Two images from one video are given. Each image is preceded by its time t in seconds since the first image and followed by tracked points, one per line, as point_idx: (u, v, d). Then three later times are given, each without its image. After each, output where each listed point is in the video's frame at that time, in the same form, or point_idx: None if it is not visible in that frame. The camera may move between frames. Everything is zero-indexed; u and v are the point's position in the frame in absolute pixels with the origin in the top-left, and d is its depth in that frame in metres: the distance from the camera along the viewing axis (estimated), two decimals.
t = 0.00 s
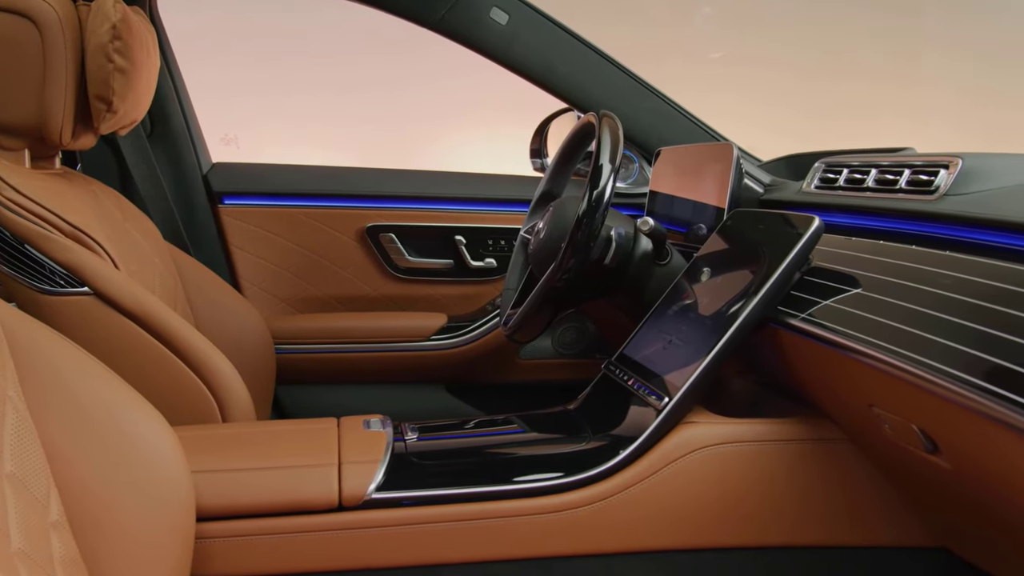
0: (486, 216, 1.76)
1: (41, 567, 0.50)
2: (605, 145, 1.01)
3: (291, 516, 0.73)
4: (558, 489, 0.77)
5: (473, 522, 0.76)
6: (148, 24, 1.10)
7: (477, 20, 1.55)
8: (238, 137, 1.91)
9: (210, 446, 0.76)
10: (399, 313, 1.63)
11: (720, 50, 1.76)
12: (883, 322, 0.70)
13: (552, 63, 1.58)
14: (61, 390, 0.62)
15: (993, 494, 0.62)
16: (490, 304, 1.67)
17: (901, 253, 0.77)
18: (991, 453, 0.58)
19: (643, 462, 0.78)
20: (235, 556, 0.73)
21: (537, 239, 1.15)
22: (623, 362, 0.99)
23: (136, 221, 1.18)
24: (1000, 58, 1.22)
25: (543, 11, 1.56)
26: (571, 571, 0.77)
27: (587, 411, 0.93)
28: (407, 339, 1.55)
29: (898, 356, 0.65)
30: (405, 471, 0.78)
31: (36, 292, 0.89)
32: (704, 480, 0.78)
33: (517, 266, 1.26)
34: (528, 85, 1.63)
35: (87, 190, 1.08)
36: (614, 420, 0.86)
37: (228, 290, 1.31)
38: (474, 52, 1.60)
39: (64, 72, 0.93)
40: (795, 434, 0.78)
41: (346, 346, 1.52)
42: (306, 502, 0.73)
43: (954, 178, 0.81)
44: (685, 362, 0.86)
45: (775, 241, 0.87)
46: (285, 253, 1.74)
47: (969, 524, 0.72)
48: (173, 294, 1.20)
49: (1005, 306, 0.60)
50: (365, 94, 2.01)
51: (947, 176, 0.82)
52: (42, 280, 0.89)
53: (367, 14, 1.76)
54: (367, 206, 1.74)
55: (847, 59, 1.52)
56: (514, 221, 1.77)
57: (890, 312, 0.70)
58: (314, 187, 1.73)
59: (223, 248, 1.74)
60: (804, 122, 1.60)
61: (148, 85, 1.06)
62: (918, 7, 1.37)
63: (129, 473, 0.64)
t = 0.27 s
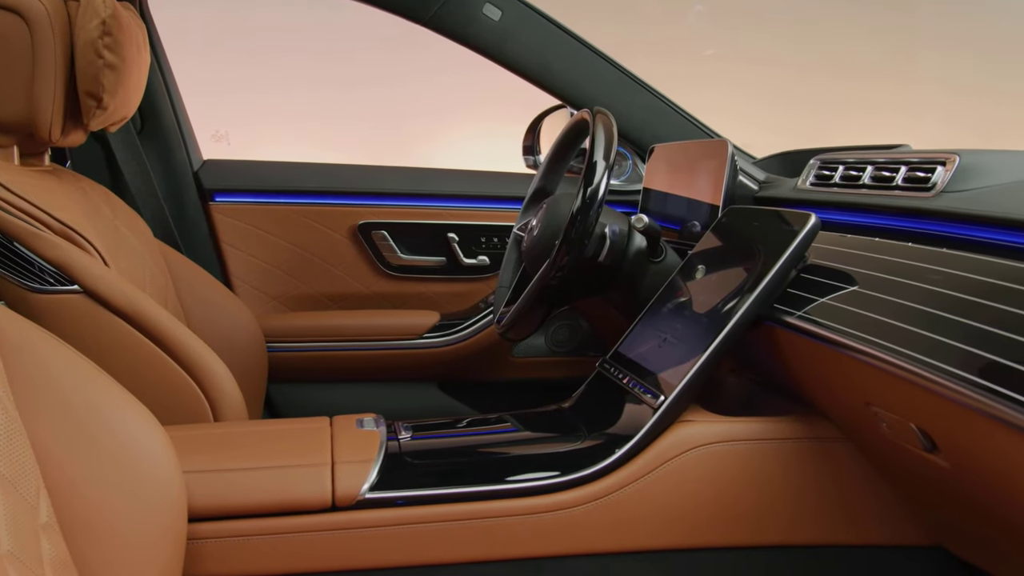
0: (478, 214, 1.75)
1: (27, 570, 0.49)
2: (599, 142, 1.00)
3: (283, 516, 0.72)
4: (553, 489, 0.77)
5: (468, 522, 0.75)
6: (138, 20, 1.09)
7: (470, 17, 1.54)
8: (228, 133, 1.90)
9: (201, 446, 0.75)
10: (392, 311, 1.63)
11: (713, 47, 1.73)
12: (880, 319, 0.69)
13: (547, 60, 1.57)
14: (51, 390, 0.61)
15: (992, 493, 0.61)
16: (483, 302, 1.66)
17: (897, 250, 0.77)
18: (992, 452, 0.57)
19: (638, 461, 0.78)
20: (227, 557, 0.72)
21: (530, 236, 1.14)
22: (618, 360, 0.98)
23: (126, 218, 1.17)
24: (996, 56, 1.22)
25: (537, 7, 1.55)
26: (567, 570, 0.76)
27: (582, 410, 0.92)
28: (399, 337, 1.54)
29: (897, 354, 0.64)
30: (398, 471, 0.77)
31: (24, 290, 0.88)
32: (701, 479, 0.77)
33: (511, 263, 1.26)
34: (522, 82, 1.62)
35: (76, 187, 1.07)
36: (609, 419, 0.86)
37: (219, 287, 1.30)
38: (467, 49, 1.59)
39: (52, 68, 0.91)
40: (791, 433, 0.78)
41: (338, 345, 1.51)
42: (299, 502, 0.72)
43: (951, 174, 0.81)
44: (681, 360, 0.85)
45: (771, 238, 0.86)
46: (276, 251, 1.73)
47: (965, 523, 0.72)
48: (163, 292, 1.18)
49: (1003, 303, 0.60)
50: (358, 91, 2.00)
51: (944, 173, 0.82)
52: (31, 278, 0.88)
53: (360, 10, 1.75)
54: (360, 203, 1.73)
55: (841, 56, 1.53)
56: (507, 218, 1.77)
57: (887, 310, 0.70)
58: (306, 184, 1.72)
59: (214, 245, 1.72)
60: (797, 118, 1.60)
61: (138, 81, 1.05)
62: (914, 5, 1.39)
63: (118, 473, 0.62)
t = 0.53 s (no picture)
0: (472, 211, 1.74)
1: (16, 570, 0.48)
2: (593, 139, 1.00)
3: (277, 516, 0.72)
4: (549, 488, 0.76)
5: (463, 522, 0.74)
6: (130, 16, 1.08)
7: (464, 14, 1.53)
8: (221, 132, 1.87)
9: (193, 446, 0.74)
10: (385, 309, 1.62)
11: (707, 44, 1.74)
12: (878, 317, 0.69)
13: (540, 56, 1.56)
14: (42, 391, 0.60)
15: (991, 492, 0.61)
16: (477, 300, 1.65)
17: (894, 248, 0.76)
18: (992, 452, 0.57)
19: (635, 460, 0.77)
20: (220, 558, 0.71)
21: (524, 234, 1.14)
22: (613, 358, 0.98)
23: (117, 216, 1.15)
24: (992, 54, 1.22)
25: (531, 4, 1.54)
26: (563, 570, 0.76)
27: (577, 409, 0.92)
28: (393, 336, 1.53)
29: (895, 352, 0.64)
30: (393, 471, 0.77)
31: (15, 289, 0.86)
32: (697, 478, 0.77)
33: (505, 261, 1.25)
34: (516, 79, 1.61)
35: (67, 184, 1.06)
36: (605, 418, 0.85)
37: (211, 286, 1.29)
38: (461, 46, 1.58)
39: (42, 64, 0.90)
40: (788, 431, 0.78)
41: (332, 344, 1.50)
42: (292, 502, 0.72)
43: (948, 172, 0.81)
44: (676, 359, 0.85)
45: (767, 236, 0.86)
46: (269, 249, 1.72)
47: (962, 521, 0.71)
48: (155, 290, 1.17)
49: (1003, 301, 0.60)
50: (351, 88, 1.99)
51: (941, 170, 0.82)
52: (21, 277, 0.86)
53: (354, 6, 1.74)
54: (353, 201, 1.72)
55: (835, 53, 1.53)
56: (501, 216, 1.76)
57: (884, 308, 0.69)
58: (298, 182, 1.71)
59: (206, 243, 1.71)
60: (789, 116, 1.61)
61: (130, 78, 1.03)
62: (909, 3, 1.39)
63: (111, 474, 0.61)
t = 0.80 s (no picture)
0: (465, 209, 1.73)
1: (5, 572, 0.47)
2: (588, 136, 0.99)
3: (269, 516, 0.71)
4: (544, 488, 0.76)
5: (458, 522, 0.74)
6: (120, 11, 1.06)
7: (456, 10, 1.52)
8: (212, 128, 1.87)
9: (185, 446, 0.74)
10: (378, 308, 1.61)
11: (702, 42, 1.74)
12: (876, 315, 0.69)
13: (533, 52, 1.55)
14: (32, 391, 0.59)
15: (990, 490, 0.61)
16: (470, 297, 1.65)
17: (890, 245, 0.76)
18: (992, 450, 0.56)
19: (631, 459, 0.77)
20: (213, 559, 0.70)
21: (518, 231, 1.13)
22: (608, 356, 0.98)
23: (108, 214, 1.14)
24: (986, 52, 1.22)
25: (525, 0, 1.53)
26: (558, 569, 0.75)
27: (572, 407, 0.91)
28: (387, 334, 1.53)
29: (894, 351, 0.63)
30: (387, 471, 0.76)
31: (3, 287, 0.86)
32: (694, 477, 0.76)
33: (498, 258, 1.24)
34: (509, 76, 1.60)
35: (57, 181, 1.04)
36: (600, 416, 0.85)
37: (203, 283, 1.28)
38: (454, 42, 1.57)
39: (31, 60, 0.89)
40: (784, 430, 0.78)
41: (324, 342, 1.49)
42: (286, 503, 0.71)
43: (945, 168, 0.80)
44: (672, 357, 0.85)
45: (763, 233, 0.86)
46: (261, 247, 1.71)
47: (960, 520, 0.71)
48: (146, 288, 1.16)
49: (1002, 299, 0.59)
50: (345, 85, 1.98)
51: (938, 167, 0.81)
52: (11, 275, 0.85)
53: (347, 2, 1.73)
54: (346, 198, 1.71)
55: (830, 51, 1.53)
56: (495, 214, 1.75)
57: (882, 305, 0.69)
58: (291, 179, 1.70)
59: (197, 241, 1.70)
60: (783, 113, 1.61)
61: (120, 75, 1.02)
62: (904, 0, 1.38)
63: (101, 473, 0.60)
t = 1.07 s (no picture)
0: (460, 206, 1.73)
1: None
2: (584, 133, 0.99)
3: (265, 517, 0.70)
4: (542, 487, 0.75)
5: (456, 522, 0.73)
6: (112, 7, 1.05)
7: (451, 6, 1.51)
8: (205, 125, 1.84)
9: (179, 445, 0.73)
10: (373, 305, 1.60)
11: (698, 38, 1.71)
12: (875, 313, 0.68)
13: (528, 48, 1.54)
14: (24, 391, 0.58)
15: (992, 490, 0.60)
16: (465, 295, 1.64)
17: (889, 243, 0.76)
18: (995, 449, 0.56)
19: (629, 458, 0.76)
20: (208, 560, 0.70)
21: (514, 229, 1.13)
22: (605, 354, 0.97)
23: (101, 212, 1.13)
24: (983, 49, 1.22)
25: None
26: (555, 569, 0.75)
27: (569, 406, 0.91)
28: (382, 332, 1.52)
29: (895, 349, 0.63)
30: (384, 470, 0.75)
31: None
32: (693, 476, 0.76)
33: (494, 256, 1.24)
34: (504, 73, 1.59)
35: (49, 179, 1.03)
36: (598, 415, 0.85)
37: (196, 281, 1.27)
38: (450, 38, 1.56)
39: (22, 56, 0.87)
40: (783, 429, 0.77)
41: (319, 340, 1.49)
42: (281, 503, 0.70)
43: (945, 166, 0.80)
44: (670, 355, 0.84)
45: (761, 231, 0.85)
46: (254, 244, 1.70)
47: (959, 519, 0.71)
48: (139, 286, 1.15)
49: (1003, 297, 0.59)
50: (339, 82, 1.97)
51: (938, 164, 0.81)
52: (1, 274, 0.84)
53: None
54: (340, 195, 1.70)
55: (826, 48, 1.53)
56: (491, 211, 1.74)
57: (882, 304, 0.69)
58: (285, 177, 1.69)
59: (191, 239, 1.68)
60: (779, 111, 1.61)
61: (113, 72, 1.01)
62: None
63: (95, 474, 0.60)
